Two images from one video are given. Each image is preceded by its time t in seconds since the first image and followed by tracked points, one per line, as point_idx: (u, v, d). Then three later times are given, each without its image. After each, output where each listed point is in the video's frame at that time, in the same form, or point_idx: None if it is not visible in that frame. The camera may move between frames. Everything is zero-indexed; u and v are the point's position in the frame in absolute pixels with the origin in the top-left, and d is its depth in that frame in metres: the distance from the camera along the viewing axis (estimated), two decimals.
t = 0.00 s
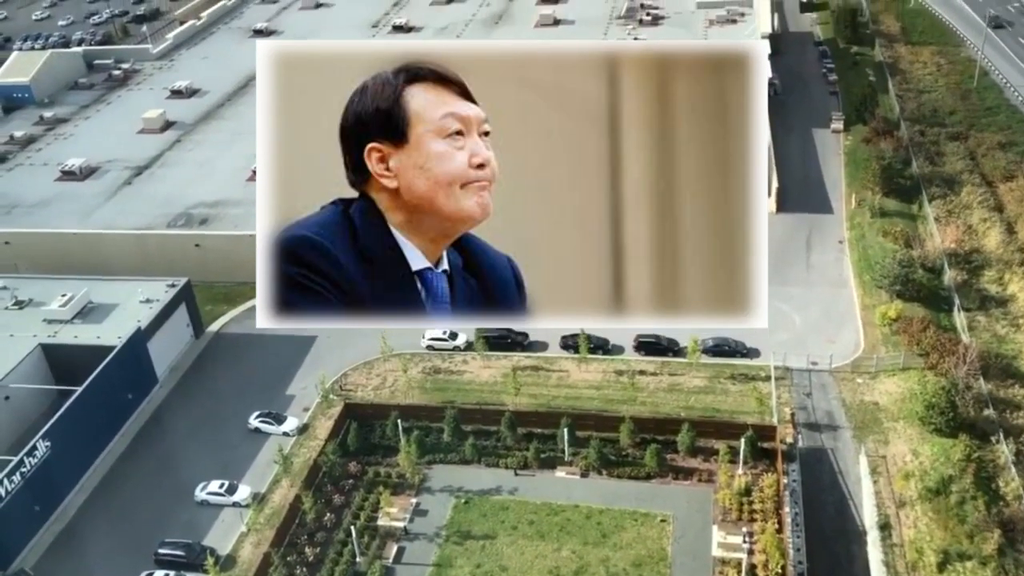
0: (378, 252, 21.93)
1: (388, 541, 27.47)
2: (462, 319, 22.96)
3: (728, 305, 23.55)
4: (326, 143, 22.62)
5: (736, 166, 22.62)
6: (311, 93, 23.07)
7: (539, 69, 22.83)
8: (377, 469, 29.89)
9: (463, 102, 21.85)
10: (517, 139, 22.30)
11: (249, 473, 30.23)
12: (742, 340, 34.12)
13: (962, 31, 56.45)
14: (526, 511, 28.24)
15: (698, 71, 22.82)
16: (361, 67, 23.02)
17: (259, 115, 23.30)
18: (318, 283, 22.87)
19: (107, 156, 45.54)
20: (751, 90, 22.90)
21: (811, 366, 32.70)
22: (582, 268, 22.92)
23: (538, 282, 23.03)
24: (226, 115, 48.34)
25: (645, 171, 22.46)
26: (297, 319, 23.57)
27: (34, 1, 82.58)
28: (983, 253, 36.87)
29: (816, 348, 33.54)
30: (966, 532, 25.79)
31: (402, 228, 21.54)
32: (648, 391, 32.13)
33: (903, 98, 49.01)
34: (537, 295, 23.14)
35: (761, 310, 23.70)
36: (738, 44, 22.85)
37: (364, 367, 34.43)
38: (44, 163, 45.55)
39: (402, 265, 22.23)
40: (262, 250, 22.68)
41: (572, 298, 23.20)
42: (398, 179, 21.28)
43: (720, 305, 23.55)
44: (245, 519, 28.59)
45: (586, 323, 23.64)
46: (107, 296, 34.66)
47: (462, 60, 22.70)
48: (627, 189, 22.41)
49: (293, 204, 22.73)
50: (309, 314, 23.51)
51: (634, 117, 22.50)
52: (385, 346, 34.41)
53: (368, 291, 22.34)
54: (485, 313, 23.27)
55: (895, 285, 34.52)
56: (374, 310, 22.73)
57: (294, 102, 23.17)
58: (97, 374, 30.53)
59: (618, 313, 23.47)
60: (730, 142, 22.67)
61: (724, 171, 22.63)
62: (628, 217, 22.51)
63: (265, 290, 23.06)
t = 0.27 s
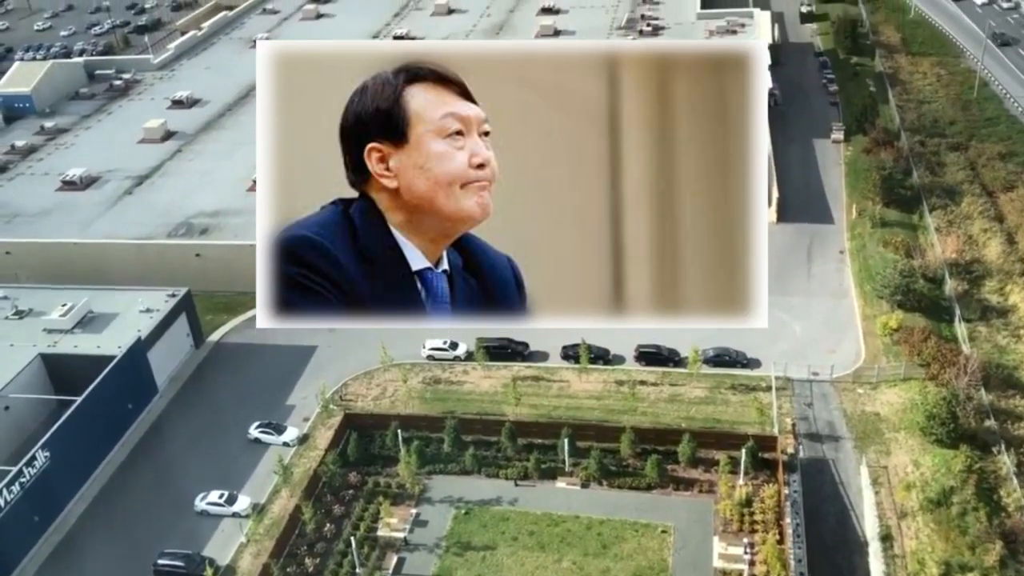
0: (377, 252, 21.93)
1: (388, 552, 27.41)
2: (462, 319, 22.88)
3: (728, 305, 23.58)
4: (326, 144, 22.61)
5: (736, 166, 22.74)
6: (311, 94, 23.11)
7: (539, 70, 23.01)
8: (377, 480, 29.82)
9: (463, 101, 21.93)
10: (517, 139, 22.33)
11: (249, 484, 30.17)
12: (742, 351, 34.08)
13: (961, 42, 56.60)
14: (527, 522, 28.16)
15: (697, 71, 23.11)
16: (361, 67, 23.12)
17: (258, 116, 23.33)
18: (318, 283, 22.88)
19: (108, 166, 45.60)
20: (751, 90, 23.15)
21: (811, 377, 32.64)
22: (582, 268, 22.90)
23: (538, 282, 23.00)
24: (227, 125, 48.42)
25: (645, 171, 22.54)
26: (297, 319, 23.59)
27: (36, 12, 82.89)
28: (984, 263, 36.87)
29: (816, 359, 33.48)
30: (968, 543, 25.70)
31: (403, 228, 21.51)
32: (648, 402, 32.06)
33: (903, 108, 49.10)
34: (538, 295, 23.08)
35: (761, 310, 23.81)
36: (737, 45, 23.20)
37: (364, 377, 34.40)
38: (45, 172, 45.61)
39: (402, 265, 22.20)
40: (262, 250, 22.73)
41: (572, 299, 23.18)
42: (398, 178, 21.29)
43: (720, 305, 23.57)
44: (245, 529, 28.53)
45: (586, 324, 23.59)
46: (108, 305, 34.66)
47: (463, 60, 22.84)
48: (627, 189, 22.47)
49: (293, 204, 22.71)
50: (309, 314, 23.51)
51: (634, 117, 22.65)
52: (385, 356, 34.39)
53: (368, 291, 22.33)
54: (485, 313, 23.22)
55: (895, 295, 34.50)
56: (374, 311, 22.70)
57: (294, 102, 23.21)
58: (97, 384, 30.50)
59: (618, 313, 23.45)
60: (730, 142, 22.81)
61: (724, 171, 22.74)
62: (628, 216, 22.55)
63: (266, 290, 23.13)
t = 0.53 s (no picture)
0: (377, 252, 22.27)
1: (386, 566, 27.30)
2: (461, 318, 23.03)
3: (728, 306, 23.61)
4: (327, 144, 22.76)
5: (736, 166, 22.77)
6: (310, 93, 23.03)
7: (539, 69, 22.89)
8: (375, 494, 29.73)
9: (463, 101, 22.21)
10: (517, 139, 22.50)
11: (246, 497, 30.08)
12: (741, 365, 34.05)
13: (959, 57, 56.88)
14: (525, 536, 28.05)
15: (698, 71, 22.99)
16: (362, 68, 22.94)
17: (258, 116, 23.31)
18: (318, 282, 23.06)
19: (107, 179, 45.67)
20: (752, 90, 23.02)
21: (810, 391, 32.60)
22: (582, 269, 23.12)
23: (538, 282, 23.22)
24: (227, 139, 48.54)
25: (645, 171, 22.68)
26: (296, 319, 23.71)
27: (37, 26, 83.09)
28: (982, 277, 36.92)
29: (815, 373, 33.46)
30: (968, 558, 25.61)
31: (402, 228, 21.90)
32: (647, 416, 32.01)
33: (901, 123, 49.29)
34: (537, 295, 23.29)
35: (761, 310, 23.74)
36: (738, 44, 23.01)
37: (363, 391, 34.36)
38: (45, 186, 45.68)
39: (402, 265, 22.51)
40: (263, 250, 22.97)
41: (572, 299, 23.34)
42: (398, 178, 21.71)
43: (720, 305, 23.62)
44: (242, 543, 28.41)
45: (586, 323, 23.71)
46: (106, 318, 34.64)
47: (463, 60, 22.75)
48: (627, 189, 22.64)
49: (294, 204, 22.91)
50: (308, 314, 23.60)
51: (634, 117, 22.68)
52: (383, 369, 34.36)
53: (368, 291, 22.59)
54: (485, 313, 23.31)
55: (894, 308, 34.52)
56: (374, 311, 22.89)
57: (294, 102, 23.15)
58: (95, 397, 30.44)
59: (618, 313, 23.56)
60: (729, 142, 22.82)
61: (724, 171, 22.80)
62: (628, 217, 22.75)
63: (266, 291, 23.22)
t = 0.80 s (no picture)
0: (378, 252, 21.93)
1: None
2: (461, 318, 22.64)
3: (728, 305, 23.28)
4: (327, 143, 22.36)
5: (735, 165, 22.44)
6: (311, 94, 22.61)
7: (537, 68, 22.39)
8: (372, 508, 29.64)
9: (463, 101, 21.76)
10: (517, 139, 22.06)
11: (242, 511, 29.95)
12: (739, 379, 34.03)
13: (955, 73, 57.17)
14: (523, 550, 27.94)
15: (698, 71, 22.62)
16: (362, 67, 22.43)
17: (259, 117, 22.89)
18: (318, 282, 22.84)
19: (105, 192, 45.68)
20: (752, 89, 22.69)
21: (808, 405, 32.58)
22: (582, 270, 22.71)
23: (538, 282, 22.82)
24: (225, 152, 48.62)
25: (645, 172, 22.23)
26: (297, 319, 23.58)
27: (36, 39, 83.26)
28: (979, 291, 36.99)
29: (813, 387, 33.45)
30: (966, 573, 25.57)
31: (402, 228, 21.48)
32: (645, 430, 31.97)
33: (898, 137, 49.51)
34: (537, 295, 22.91)
35: (761, 310, 23.36)
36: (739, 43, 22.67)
37: (360, 404, 34.30)
38: (43, 198, 45.67)
39: (402, 265, 22.23)
40: (263, 250, 22.69)
41: (571, 299, 22.93)
42: (398, 178, 21.28)
43: (720, 305, 23.29)
44: (238, 557, 28.26)
45: (586, 324, 23.34)
46: (103, 331, 34.59)
47: (462, 60, 22.29)
48: (627, 189, 22.17)
49: (294, 204, 22.57)
50: (309, 313, 23.48)
51: (634, 117, 22.24)
52: (381, 382, 34.34)
53: (368, 291, 22.32)
54: (485, 313, 22.90)
55: (891, 322, 34.55)
56: (374, 310, 22.64)
57: (294, 103, 22.71)
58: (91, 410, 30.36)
59: (618, 313, 23.24)
60: (729, 142, 22.52)
61: (724, 171, 22.47)
62: (628, 217, 22.29)
63: (266, 291, 23.00)
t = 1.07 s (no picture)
0: (377, 252, 22.07)
1: None
2: (461, 319, 23.03)
3: (728, 305, 23.75)
4: (326, 143, 22.61)
5: (735, 166, 22.75)
6: (311, 93, 22.93)
7: (538, 69, 22.56)
8: (370, 520, 29.55)
9: (463, 102, 21.94)
10: (517, 139, 22.18)
11: (239, 523, 29.83)
12: (738, 391, 33.98)
13: (952, 85, 57.35)
14: (521, 563, 27.80)
15: (697, 71, 22.91)
16: (361, 67, 22.76)
17: (259, 115, 23.21)
18: (318, 282, 23.08)
19: (103, 204, 45.71)
20: (751, 90, 23.07)
21: (806, 417, 32.54)
22: (582, 269, 22.92)
23: (538, 282, 23.05)
24: (224, 163, 48.68)
25: (645, 171, 22.38)
26: (297, 319, 23.84)
27: (35, 51, 83.48)
28: (977, 303, 36.99)
29: (811, 399, 33.41)
30: None
31: (402, 228, 21.62)
32: (644, 441, 31.92)
33: (895, 149, 49.64)
34: (537, 295, 23.15)
35: (761, 310, 24.04)
36: (738, 45, 23.01)
37: (357, 416, 34.23)
38: (41, 210, 45.70)
39: (402, 265, 22.38)
40: (262, 250, 22.93)
41: (572, 299, 23.20)
42: (398, 179, 21.42)
43: (720, 304, 23.76)
44: (235, 570, 28.12)
45: (586, 323, 23.72)
46: (101, 343, 34.54)
47: (462, 60, 22.56)
48: (628, 188, 22.32)
49: (293, 204, 22.81)
50: (309, 313, 23.75)
51: (634, 117, 22.39)
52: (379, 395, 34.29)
53: (368, 291, 22.51)
54: (485, 313, 23.28)
55: (889, 334, 34.53)
56: (374, 311, 22.91)
57: (294, 102, 23.03)
58: (88, 423, 30.27)
59: (618, 312, 23.59)
60: (729, 142, 22.82)
61: (724, 171, 22.76)
62: (628, 217, 22.45)
63: (266, 291, 23.31)
